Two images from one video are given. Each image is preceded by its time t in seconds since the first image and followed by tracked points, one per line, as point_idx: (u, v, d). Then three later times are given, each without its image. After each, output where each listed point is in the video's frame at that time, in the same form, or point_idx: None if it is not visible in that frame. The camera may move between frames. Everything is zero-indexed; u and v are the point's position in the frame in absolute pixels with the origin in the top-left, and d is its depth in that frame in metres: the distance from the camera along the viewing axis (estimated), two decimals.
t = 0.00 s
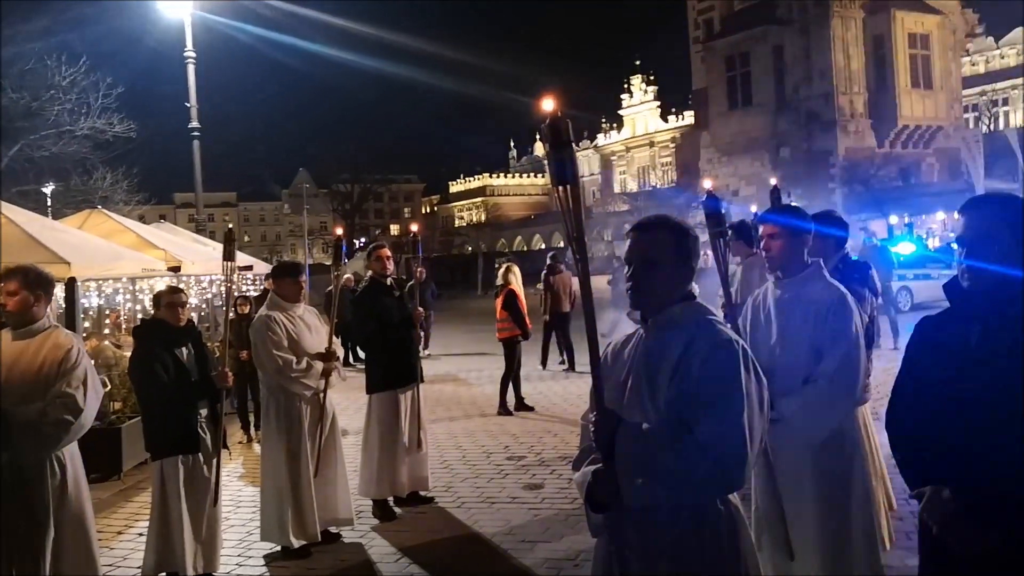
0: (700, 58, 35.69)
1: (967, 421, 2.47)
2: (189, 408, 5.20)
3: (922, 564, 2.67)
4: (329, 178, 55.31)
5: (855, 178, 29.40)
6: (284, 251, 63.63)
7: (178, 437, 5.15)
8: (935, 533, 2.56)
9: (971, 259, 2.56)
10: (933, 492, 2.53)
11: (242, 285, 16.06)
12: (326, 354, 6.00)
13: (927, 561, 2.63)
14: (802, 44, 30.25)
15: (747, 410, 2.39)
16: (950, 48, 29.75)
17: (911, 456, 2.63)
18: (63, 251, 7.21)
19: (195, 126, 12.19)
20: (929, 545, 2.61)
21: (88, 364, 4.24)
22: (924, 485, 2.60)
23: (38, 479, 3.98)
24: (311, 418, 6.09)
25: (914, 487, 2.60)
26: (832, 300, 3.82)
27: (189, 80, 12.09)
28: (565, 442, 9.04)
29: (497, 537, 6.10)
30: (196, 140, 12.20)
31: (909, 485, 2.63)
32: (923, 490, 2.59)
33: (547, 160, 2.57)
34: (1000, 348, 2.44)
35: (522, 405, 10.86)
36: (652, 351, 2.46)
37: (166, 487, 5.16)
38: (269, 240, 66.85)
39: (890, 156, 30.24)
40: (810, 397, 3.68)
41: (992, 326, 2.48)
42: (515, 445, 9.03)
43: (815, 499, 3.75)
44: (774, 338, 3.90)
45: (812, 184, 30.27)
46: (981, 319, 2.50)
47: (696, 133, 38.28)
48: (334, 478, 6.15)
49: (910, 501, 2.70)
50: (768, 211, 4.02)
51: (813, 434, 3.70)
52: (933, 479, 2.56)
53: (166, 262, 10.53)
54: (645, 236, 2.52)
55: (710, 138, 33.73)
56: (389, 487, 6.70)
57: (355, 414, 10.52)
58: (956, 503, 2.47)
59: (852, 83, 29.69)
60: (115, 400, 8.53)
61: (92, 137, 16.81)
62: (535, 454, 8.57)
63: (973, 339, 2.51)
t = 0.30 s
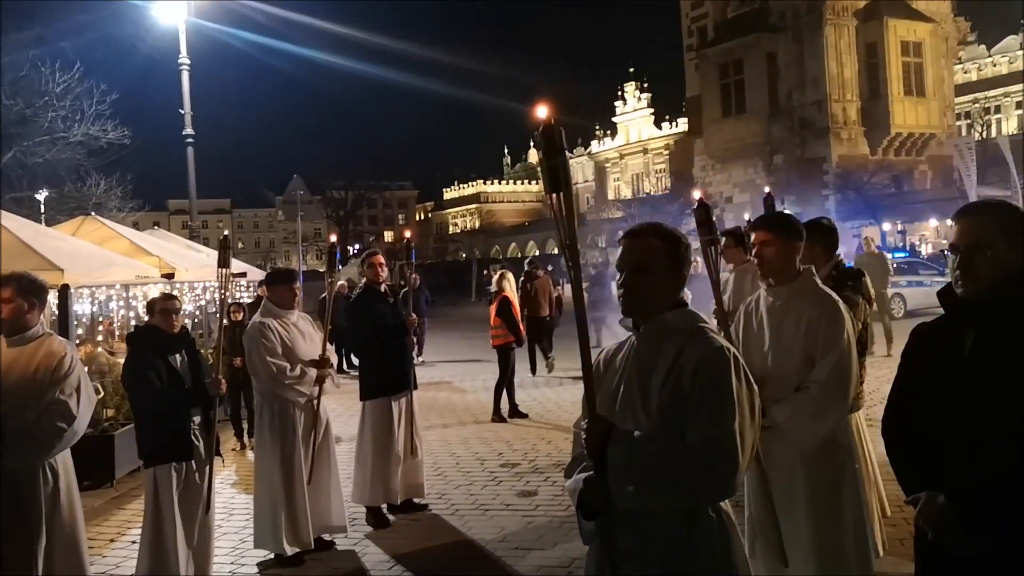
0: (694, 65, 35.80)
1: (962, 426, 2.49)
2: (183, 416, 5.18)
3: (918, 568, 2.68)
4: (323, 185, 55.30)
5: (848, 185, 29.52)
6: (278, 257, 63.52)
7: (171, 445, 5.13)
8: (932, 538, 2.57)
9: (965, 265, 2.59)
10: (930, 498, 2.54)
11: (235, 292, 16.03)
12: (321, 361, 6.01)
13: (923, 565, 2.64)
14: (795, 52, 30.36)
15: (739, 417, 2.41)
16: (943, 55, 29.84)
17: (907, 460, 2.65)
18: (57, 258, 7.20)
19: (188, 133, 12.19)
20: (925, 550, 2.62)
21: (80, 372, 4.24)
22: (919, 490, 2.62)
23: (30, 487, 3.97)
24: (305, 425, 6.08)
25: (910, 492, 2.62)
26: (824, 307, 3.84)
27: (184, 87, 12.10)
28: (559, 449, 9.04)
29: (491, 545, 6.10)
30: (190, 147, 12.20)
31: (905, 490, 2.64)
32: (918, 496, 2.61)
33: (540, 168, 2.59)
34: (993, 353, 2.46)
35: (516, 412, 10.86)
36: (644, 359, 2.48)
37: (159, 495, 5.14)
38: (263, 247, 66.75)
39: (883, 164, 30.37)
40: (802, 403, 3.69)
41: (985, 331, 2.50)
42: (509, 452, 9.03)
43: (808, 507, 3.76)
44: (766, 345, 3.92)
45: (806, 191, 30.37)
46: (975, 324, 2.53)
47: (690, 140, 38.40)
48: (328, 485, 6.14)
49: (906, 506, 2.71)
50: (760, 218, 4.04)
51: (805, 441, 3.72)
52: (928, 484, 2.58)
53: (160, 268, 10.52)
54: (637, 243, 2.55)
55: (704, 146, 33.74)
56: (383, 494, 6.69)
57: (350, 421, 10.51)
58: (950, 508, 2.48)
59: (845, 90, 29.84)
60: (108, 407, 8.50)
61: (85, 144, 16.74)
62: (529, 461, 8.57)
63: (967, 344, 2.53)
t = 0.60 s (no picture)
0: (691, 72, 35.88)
1: (959, 433, 2.50)
2: (179, 424, 5.16)
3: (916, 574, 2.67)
4: (320, 191, 55.22)
5: (844, 193, 29.60)
6: (275, 263, 63.41)
7: (168, 451, 5.10)
8: (930, 544, 2.57)
9: (962, 272, 2.60)
10: (927, 504, 2.54)
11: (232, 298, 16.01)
12: (317, 367, 6.00)
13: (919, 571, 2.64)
14: (792, 59, 30.46)
15: (733, 423, 2.42)
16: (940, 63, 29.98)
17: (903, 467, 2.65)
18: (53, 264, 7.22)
19: (186, 139, 12.21)
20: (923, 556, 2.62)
21: (76, 379, 4.26)
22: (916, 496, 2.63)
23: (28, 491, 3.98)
24: (301, 432, 6.07)
25: (907, 498, 2.62)
26: (819, 314, 3.85)
27: (181, 93, 12.11)
28: (556, 456, 9.04)
29: (488, 551, 6.10)
30: (187, 153, 12.21)
31: (903, 497, 2.65)
32: (917, 502, 2.61)
33: (534, 175, 2.60)
34: (990, 360, 2.47)
35: (514, 419, 10.86)
36: (639, 366, 2.49)
37: (155, 503, 5.11)
38: (260, 253, 66.69)
39: (880, 170, 30.46)
40: (797, 411, 3.69)
41: (982, 338, 2.51)
42: (506, 459, 9.02)
43: (803, 514, 3.77)
44: (761, 353, 3.93)
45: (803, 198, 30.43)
46: (972, 330, 2.54)
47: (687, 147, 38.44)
48: (325, 491, 6.12)
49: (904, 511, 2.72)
50: (754, 226, 4.05)
51: (799, 449, 3.72)
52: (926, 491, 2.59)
53: (157, 275, 10.52)
54: (631, 251, 2.56)
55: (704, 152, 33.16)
56: (380, 501, 6.67)
57: (347, 428, 10.49)
58: (948, 515, 2.48)
59: (842, 97, 29.95)
60: (105, 413, 8.49)
61: (83, 150, 16.75)
62: (526, 468, 8.57)
63: (964, 349, 2.54)
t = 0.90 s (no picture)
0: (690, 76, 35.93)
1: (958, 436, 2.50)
2: (177, 427, 5.15)
3: None
4: (319, 194, 55.19)
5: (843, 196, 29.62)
6: (274, 266, 63.35)
7: (167, 454, 5.09)
8: (925, 547, 2.58)
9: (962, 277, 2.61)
10: (924, 508, 2.55)
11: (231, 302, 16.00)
12: (316, 370, 6.00)
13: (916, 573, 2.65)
14: (791, 63, 30.50)
15: (731, 426, 2.43)
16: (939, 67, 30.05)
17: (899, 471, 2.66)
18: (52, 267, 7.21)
19: (186, 142, 12.22)
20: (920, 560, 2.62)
21: (74, 381, 4.31)
22: (914, 499, 2.64)
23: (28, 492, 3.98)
24: (300, 435, 6.06)
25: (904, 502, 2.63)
26: (816, 318, 3.86)
27: (180, 97, 12.11)
28: (555, 459, 9.04)
29: (488, 554, 6.11)
30: (187, 157, 12.22)
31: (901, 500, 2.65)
32: (914, 505, 2.61)
33: (532, 179, 2.61)
34: (989, 364, 2.47)
35: (513, 422, 10.86)
36: (636, 369, 2.50)
37: (154, 507, 5.10)
38: (259, 257, 66.63)
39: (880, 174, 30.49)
40: (793, 415, 3.70)
41: (982, 343, 2.51)
42: (506, 462, 9.02)
43: (800, 519, 3.76)
44: (757, 356, 3.94)
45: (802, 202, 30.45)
46: (972, 335, 2.54)
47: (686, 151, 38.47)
48: (323, 493, 6.12)
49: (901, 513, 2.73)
50: (751, 229, 4.06)
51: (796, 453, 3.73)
52: (923, 494, 2.60)
53: (156, 278, 10.53)
54: (629, 255, 2.57)
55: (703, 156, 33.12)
56: (379, 504, 6.66)
57: (347, 431, 10.49)
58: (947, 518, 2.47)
59: (841, 101, 29.98)
60: (103, 416, 8.49)
61: (82, 153, 16.74)
62: (526, 471, 8.57)
63: (962, 354, 2.55)
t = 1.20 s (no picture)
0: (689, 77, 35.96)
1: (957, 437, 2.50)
2: (176, 427, 5.15)
3: None
4: (319, 194, 55.22)
5: (842, 197, 29.64)
6: (272, 267, 63.30)
7: (168, 455, 5.09)
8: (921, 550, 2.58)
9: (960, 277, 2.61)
10: (921, 510, 2.54)
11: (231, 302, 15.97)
12: (316, 371, 6.00)
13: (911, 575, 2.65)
14: (790, 64, 30.52)
15: (730, 427, 2.43)
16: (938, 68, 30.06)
17: (895, 473, 2.66)
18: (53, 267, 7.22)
19: (185, 142, 12.22)
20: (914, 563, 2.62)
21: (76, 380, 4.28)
22: (912, 503, 2.63)
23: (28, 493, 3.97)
24: (299, 436, 6.06)
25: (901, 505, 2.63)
26: (811, 320, 3.87)
27: (180, 97, 12.12)
28: (554, 460, 9.04)
29: (486, 555, 6.11)
30: (186, 157, 12.22)
31: (897, 503, 2.65)
32: (911, 508, 2.61)
33: (532, 178, 2.62)
34: (989, 364, 2.47)
35: (512, 423, 10.86)
36: (636, 371, 2.51)
37: (154, 507, 5.09)
38: (258, 257, 66.60)
39: (879, 175, 30.50)
40: (789, 416, 3.70)
41: (981, 344, 2.50)
42: (505, 462, 9.03)
43: (796, 521, 3.77)
44: (753, 357, 3.94)
45: (801, 203, 30.47)
46: (971, 336, 2.54)
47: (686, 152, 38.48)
48: (322, 494, 6.12)
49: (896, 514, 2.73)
50: (749, 230, 4.07)
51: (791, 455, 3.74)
52: (918, 497, 2.60)
53: (155, 278, 10.53)
54: (628, 255, 2.58)
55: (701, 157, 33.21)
56: (378, 505, 6.65)
57: (346, 431, 10.49)
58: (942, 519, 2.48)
59: (841, 103, 29.96)
60: (103, 416, 8.51)
61: (82, 153, 16.72)
62: (524, 471, 8.58)
63: (960, 355, 2.54)
